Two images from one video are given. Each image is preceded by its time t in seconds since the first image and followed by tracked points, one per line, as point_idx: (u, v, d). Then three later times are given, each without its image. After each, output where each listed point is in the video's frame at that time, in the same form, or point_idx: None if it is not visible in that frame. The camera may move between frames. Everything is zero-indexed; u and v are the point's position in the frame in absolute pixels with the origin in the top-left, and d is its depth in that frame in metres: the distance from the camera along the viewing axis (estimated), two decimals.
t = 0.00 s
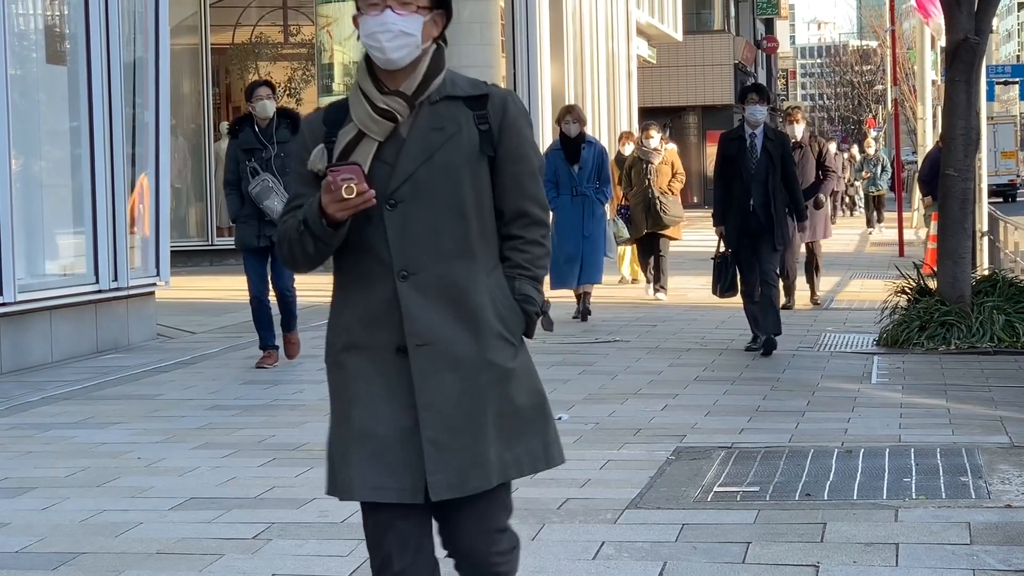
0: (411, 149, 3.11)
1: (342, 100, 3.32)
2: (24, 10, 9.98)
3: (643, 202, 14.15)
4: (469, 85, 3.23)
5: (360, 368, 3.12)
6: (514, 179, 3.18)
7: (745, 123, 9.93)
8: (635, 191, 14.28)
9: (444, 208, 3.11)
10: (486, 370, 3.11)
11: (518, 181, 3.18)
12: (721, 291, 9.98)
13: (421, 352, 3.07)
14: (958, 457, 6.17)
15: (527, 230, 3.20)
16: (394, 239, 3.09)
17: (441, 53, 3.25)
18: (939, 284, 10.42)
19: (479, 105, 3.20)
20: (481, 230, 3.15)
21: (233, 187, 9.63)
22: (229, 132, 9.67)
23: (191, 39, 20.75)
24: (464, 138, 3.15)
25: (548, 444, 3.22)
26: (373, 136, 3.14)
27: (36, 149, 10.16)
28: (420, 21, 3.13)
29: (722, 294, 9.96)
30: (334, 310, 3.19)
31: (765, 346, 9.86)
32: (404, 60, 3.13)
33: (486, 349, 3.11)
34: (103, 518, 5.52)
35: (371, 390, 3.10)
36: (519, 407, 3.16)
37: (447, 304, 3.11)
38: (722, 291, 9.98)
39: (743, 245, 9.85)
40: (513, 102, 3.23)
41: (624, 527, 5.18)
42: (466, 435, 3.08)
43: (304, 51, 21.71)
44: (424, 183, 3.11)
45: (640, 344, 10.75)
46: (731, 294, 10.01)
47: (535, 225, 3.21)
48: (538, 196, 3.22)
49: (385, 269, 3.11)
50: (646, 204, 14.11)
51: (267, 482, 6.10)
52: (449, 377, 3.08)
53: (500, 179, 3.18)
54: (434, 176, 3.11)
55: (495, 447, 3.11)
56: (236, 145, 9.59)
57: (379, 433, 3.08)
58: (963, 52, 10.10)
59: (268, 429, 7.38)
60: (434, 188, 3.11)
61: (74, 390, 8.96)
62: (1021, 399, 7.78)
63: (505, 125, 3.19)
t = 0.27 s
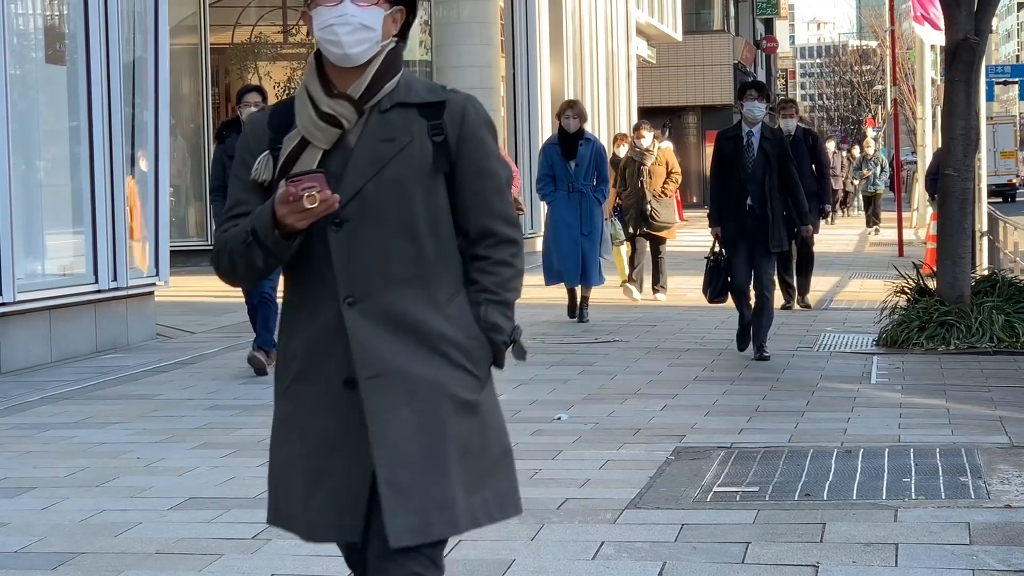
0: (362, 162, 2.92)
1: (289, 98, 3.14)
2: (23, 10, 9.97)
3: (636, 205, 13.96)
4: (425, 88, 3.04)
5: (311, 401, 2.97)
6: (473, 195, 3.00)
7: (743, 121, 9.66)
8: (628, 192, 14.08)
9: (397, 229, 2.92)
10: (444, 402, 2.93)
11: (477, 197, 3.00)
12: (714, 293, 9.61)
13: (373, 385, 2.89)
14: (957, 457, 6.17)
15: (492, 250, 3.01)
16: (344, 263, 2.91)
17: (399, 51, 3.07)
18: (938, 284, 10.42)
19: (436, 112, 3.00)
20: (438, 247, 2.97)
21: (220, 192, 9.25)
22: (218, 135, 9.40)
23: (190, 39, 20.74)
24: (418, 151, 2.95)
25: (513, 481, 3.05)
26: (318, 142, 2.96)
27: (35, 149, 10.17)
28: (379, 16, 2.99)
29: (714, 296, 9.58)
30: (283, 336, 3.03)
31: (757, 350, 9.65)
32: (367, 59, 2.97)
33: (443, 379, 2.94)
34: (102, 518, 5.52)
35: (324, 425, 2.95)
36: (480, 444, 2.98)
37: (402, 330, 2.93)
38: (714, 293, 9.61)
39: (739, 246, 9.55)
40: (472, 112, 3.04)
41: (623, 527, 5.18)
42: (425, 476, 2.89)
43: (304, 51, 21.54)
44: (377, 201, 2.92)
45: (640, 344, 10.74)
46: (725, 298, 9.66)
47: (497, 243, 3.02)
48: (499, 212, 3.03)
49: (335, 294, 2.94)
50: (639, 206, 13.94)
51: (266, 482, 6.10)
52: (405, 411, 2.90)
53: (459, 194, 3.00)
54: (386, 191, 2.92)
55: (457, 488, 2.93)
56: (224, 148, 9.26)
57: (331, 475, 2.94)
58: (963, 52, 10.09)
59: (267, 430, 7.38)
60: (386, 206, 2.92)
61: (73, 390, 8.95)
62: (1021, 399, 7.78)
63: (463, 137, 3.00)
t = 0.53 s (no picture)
0: (292, 148, 2.69)
1: (217, 77, 2.89)
2: (22, 10, 9.96)
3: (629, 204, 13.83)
4: (367, 68, 2.81)
5: (231, 410, 2.74)
6: (413, 188, 2.77)
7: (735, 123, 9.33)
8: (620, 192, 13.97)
9: (327, 225, 2.70)
10: (375, 418, 2.72)
11: (418, 191, 2.77)
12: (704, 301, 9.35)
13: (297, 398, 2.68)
14: (956, 457, 6.17)
15: (434, 248, 2.78)
16: (270, 262, 2.69)
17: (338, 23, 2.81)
18: (938, 284, 10.42)
19: (376, 94, 2.78)
20: (373, 247, 2.74)
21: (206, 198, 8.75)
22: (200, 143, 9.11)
23: (190, 40, 20.62)
24: (355, 139, 2.73)
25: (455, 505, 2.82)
26: (244, 129, 2.72)
27: (34, 149, 10.17)
28: None
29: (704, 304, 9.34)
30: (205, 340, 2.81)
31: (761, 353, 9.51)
32: (303, 37, 2.71)
33: (375, 393, 2.72)
34: (102, 518, 5.52)
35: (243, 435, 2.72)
36: (417, 466, 2.75)
37: (330, 338, 2.71)
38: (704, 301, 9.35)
39: (729, 253, 9.25)
40: (416, 93, 2.80)
41: (623, 528, 5.18)
42: (351, 500, 2.69)
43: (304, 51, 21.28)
44: (307, 194, 2.69)
45: (639, 344, 10.75)
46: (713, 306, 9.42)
47: (439, 242, 2.79)
48: (443, 208, 2.80)
49: (260, 296, 2.72)
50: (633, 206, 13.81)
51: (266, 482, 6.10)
52: (332, 426, 2.70)
53: (399, 186, 2.77)
54: (315, 188, 2.70)
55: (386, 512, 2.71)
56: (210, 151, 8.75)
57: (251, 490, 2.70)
58: (963, 53, 10.08)
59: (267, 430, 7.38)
60: (315, 203, 2.69)
61: (73, 390, 8.95)
62: (1021, 400, 7.78)
63: (404, 123, 2.78)
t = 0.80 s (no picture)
0: (179, 173, 2.48)
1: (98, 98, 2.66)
2: (22, 10, 9.92)
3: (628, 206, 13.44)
4: (263, 79, 2.59)
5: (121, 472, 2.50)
6: (318, 213, 2.54)
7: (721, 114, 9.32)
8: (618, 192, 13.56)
9: (221, 258, 2.48)
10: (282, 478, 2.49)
11: (323, 215, 2.54)
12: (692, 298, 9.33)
13: (194, 457, 2.45)
14: (956, 457, 6.16)
15: (347, 280, 2.55)
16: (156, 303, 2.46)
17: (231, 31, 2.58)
18: (938, 283, 10.42)
19: (275, 109, 2.56)
20: (276, 283, 2.52)
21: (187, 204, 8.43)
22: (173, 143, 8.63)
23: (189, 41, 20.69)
24: (250, 160, 2.51)
25: (376, 565, 2.60)
26: (124, 154, 2.49)
27: (34, 150, 10.14)
28: None
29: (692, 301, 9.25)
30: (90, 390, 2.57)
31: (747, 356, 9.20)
32: (189, 48, 2.48)
33: (279, 447, 2.49)
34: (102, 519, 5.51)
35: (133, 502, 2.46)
36: (330, 526, 2.53)
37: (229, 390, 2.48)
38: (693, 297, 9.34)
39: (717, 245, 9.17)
40: (319, 103, 2.57)
41: (622, 528, 5.17)
42: (249, 572, 2.45)
43: (304, 51, 21.33)
44: (199, 227, 2.47)
45: (639, 344, 10.74)
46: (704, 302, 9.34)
47: (351, 273, 2.55)
48: (355, 231, 2.56)
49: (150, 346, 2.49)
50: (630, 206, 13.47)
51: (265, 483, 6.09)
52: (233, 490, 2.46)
53: (305, 214, 2.55)
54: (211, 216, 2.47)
55: None
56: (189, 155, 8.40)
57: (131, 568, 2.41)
58: (963, 52, 10.09)
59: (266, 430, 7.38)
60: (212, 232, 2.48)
61: (72, 391, 8.95)
62: (1020, 399, 7.78)
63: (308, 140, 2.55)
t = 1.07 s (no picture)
0: (59, 120, 2.33)
1: None
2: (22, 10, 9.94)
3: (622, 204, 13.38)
4: (152, 12, 2.45)
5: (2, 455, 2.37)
6: (215, 162, 2.42)
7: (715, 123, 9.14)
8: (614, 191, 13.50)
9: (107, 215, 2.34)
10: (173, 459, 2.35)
11: (221, 165, 2.42)
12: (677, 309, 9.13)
13: (76, 438, 2.30)
14: (956, 457, 6.16)
15: (244, 237, 2.43)
16: (34, 264, 2.31)
17: None
18: (938, 283, 10.42)
19: (164, 48, 2.43)
20: (166, 244, 2.39)
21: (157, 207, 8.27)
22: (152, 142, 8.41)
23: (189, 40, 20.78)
24: (138, 108, 2.37)
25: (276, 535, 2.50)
26: None
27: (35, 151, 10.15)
28: None
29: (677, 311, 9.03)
30: None
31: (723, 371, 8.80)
32: None
33: (169, 426, 2.36)
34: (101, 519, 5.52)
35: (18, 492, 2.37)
36: (228, 504, 2.41)
37: (114, 363, 2.35)
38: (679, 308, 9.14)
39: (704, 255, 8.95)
40: (216, 39, 2.44)
41: (622, 527, 5.18)
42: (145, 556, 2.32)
43: (303, 52, 21.47)
44: (80, 182, 2.33)
45: (639, 344, 10.75)
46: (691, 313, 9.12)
47: (254, 229, 2.44)
48: (258, 183, 2.45)
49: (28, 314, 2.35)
50: (624, 206, 13.39)
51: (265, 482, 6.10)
52: (121, 472, 2.31)
53: (199, 165, 2.43)
54: (92, 174, 2.33)
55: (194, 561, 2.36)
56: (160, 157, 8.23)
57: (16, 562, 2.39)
58: (962, 52, 10.10)
59: (266, 430, 7.38)
60: (93, 192, 2.34)
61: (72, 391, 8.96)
62: (1020, 399, 7.78)
63: (202, 82, 2.42)
